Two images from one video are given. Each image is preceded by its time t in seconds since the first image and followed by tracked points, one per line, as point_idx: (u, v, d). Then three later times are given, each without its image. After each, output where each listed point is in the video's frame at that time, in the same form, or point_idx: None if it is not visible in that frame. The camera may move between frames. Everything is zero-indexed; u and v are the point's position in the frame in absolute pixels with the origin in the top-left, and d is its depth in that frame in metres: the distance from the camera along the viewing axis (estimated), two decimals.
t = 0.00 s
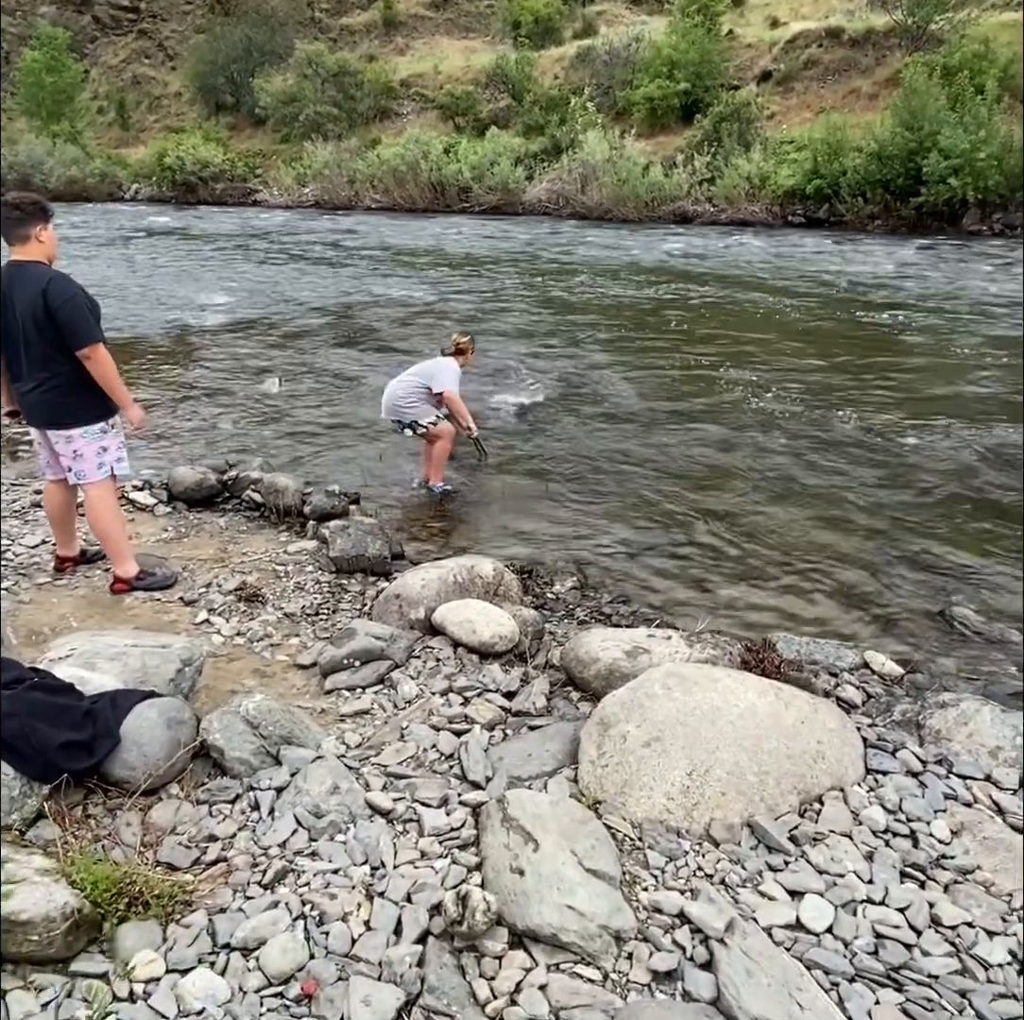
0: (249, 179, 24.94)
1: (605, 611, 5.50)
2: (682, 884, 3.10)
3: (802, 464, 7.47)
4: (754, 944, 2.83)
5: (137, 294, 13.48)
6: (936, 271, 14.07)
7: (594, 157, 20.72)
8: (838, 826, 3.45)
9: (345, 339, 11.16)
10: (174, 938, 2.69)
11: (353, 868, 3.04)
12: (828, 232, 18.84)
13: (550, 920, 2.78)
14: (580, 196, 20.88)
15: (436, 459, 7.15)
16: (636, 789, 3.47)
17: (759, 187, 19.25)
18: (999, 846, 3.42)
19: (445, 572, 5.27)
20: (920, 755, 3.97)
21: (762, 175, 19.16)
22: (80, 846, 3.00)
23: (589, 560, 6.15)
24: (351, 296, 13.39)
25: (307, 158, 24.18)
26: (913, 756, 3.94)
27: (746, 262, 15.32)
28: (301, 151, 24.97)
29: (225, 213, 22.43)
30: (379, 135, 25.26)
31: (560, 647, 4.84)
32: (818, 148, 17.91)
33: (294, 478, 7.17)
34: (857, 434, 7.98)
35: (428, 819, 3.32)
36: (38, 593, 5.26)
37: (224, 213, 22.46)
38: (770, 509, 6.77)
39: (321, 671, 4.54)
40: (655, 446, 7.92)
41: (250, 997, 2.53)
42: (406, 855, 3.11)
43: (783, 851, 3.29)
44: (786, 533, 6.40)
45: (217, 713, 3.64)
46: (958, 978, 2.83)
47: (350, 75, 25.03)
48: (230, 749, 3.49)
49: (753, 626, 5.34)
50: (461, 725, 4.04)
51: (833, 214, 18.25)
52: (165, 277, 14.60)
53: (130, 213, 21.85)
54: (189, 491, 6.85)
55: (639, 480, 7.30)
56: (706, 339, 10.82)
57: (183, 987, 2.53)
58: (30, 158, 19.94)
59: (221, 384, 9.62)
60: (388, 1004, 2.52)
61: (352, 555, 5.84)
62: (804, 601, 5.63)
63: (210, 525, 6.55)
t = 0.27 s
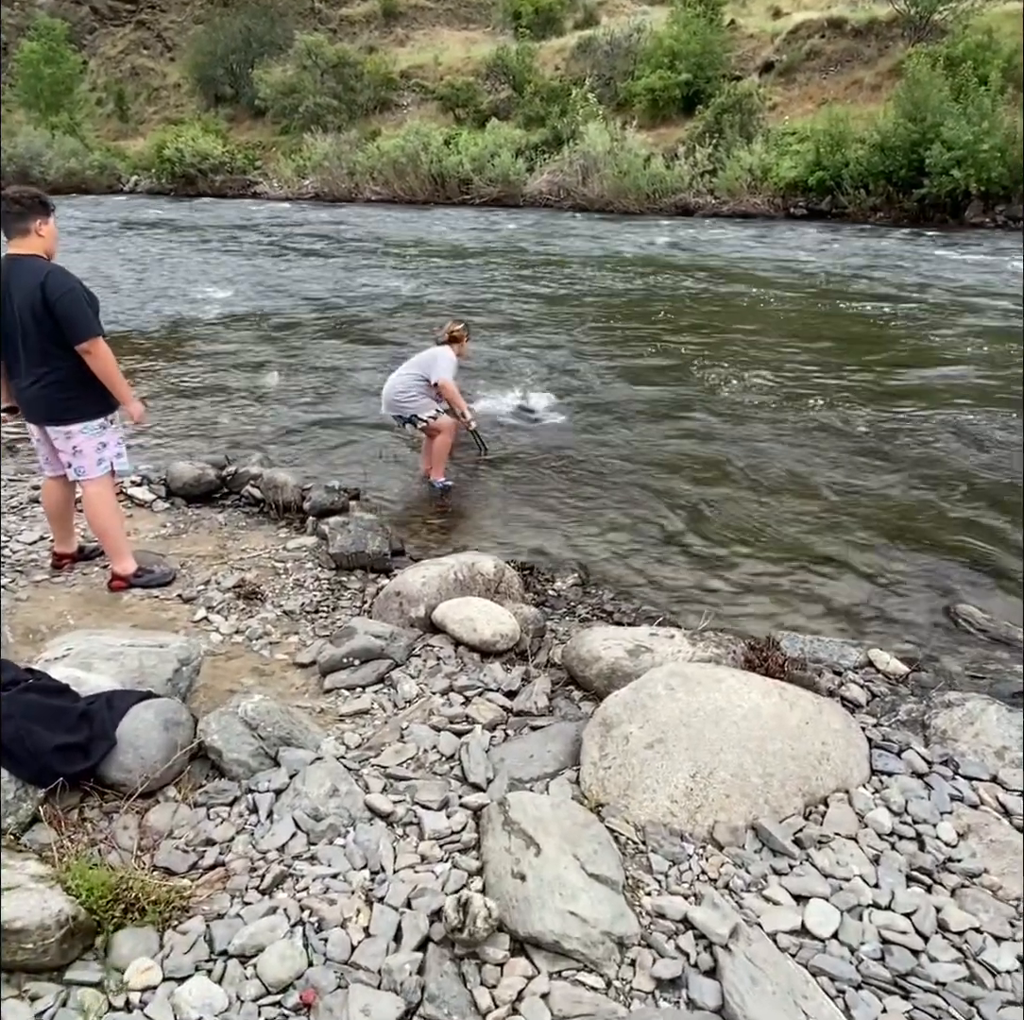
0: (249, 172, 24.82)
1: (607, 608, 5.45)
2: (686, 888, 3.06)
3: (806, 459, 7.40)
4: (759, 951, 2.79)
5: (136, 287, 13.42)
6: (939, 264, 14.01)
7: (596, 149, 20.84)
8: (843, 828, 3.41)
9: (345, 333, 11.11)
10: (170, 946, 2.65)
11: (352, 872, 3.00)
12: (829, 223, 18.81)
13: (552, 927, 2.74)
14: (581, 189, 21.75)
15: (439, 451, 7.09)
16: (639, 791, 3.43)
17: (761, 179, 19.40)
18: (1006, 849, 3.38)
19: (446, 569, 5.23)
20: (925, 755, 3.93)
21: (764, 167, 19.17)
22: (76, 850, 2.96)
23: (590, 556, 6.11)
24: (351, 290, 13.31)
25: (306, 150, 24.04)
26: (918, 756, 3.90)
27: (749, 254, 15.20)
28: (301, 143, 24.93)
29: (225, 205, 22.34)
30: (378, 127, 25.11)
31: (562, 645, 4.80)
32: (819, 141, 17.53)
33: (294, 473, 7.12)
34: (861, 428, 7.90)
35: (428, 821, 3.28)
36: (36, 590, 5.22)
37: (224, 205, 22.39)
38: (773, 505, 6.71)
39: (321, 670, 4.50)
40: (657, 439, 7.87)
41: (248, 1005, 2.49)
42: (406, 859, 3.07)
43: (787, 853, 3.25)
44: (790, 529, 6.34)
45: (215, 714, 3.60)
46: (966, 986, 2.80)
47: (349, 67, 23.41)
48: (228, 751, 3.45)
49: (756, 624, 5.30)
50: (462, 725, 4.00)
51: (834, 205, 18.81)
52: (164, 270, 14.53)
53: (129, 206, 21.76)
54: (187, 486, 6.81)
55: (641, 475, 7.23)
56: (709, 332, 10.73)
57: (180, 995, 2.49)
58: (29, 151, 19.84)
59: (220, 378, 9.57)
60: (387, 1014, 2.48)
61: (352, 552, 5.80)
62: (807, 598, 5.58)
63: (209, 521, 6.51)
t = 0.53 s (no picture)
0: (248, 163, 24.74)
1: (608, 602, 5.42)
2: (687, 885, 3.04)
3: (807, 452, 7.37)
4: (761, 949, 2.77)
5: (135, 279, 13.34)
6: (943, 256, 13.92)
7: (597, 140, 20.15)
8: (846, 824, 3.39)
9: (346, 325, 11.05)
10: (168, 943, 2.63)
11: (351, 869, 2.98)
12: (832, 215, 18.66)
13: (553, 924, 2.72)
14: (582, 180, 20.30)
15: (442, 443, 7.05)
16: (640, 787, 3.40)
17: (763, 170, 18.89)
18: (1010, 846, 3.36)
19: (446, 563, 5.19)
20: (928, 751, 3.90)
21: (766, 159, 18.72)
22: (74, 847, 2.94)
23: (591, 550, 6.08)
24: (351, 281, 13.26)
25: (306, 141, 23.96)
26: (921, 751, 3.88)
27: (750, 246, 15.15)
28: (300, 134, 24.75)
29: (224, 195, 22.28)
30: (378, 118, 24.96)
31: (562, 640, 4.77)
32: (822, 132, 17.70)
33: (293, 466, 7.08)
34: (862, 421, 7.86)
35: (428, 817, 3.25)
36: (34, 583, 5.19)
37: (223, 196, 22.24)
38: (774, 497, 6.68)
39: (320, 665, 4.47)
40: (659, 432, 7.83)
41: (246, 1004, 2.47)
42: (406, 856, 3.05)
43: (789, 850, 3.23)
44: (791, 522, 6.31)
45: (213, 709, 3.57)
46: (970, 985, 2.78)
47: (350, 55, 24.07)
48: (226, 746, 3.42)
49: (758, 618, 5.26)
50: (462, 720, 3.98)
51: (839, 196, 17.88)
52: (163, 262, 14.46)
53: (129, 197, 21.71)
54: (186, 479, 6.77)
55: (643, 469, 7.20)
56: (710, 324, 10.69)
57: (178, 993, 2.47)
58: (27, 142, 19.70)
59: (220, 371, 9.52)
60: (386, 1012, 2.46)
61: (352, 546, 5.77)
62: (809, 592, 5.55)
63: (208, 515, 6.47)
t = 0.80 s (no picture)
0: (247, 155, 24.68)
1: (606, 595, 5.42)
2: (683, 878, 3.03)
3: (806, 445, 7.35)
4: (757, 941, 2.77)
5: (135, 271, 13.32)
6: (943, 247, 13.89)
7: (596, 133, 21.33)
8: (843, 817, 3.38)
9: (345, 318, 11.04)
10: (163, 936, 2.63)
11: (347, 862, 2.97)
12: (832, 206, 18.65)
13: (548, 917, 2.72)
14: (583, 172, 21.64)
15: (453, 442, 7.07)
16: (636, 780, 3.40)
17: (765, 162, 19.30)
18: (1007, 838, 3.35)
19: (444, 556, 5.19)
20: (925, 743, 3.90)
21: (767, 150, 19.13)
22: (69, 840, 2.94)
23: (589, 542, 6.07)
24: (350, 274, 13.23)
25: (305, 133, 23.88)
26: (918, 744, 3.87)
27: (750, 239, 15.11)
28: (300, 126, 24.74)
29: (223, 188, 22.23)
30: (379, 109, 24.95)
31: (559, 633, 4.77)
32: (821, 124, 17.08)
33: (292, 460, 7.07)
34: (862, 412, 7.83)
35: (423, 810, 3.25)
36: (31, 576, 5.18)
37: (223, 188, 22.21)
38: (773, 490, 6.67)
39: (317, 658, 4.47)
40: (658, 424, 7.82)
41: (240, 997, 2.48)
42: (401, 849, 3.05)
43: (785, 843, 3.23)
44: (790, 515, 6.30)
45: (209, 703, 3.57)
46: (965, 977, 2.77)
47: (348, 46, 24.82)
48: (222, 740, 3.42)
49: (755, 611, 5.26)
50: (459, 713, 3.98)
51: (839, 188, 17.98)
52: (162, 255, 14.44)
53: (128, 190, 21.65)
54: (184, 473, 6.77)
55: (641, 461, 7.19)
56: (710, 318, 10.66)
57: (172, 987, 2.47)
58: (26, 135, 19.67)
59: (219, 364, 9.51)
60: (381, 1005, 2.46)
61: (350, 538, 5.76)
62: (807, 585, 5.54)
63: (206, 508, 6.47)
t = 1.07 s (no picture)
0: (245, 146, 24.60)
1: (602, 587, 5.42)
2: (676, 868, 3.04)
3: (804, 436, 7.34)
4: (749, 931, 2.78)
5: (133, 263, 13.29)
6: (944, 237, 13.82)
7: (596, 123, 19.94)
8: (836, 807, 3.40)
9: (343, 310, 11.02)
10: (157, 925, 2.64)
11: (341, 852, 2.98)
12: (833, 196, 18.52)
13: (541, 907, 2.72)
14: (582, 162, 20.46)
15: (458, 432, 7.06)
16: (630, 771, 3.41)
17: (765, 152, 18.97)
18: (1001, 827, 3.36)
19: (440, 548, 5.18)
20: (920, 734, 3.91)
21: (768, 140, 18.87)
22: (64, 830, 2.95)
23: (586, 534, 6.07)
24: (348, 266, 13.19)
25: (303, 123, 23.79)
26: (913, 735, 3.88)
27: (750, 229, 15.05)
28: (298, 117, 24.62)
29: (222, 178, 22.16)
30: (377, 100, 24.77)
31: (555, 624, 4.77)
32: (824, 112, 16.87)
33: (289, 451, 7.06)
34: (861, 404, 7.83)
35: (418, 800, 3.26)
36: (28, 568, 5.17)
37: (220, 180, 22.09)
38: (771, 482, 6.66)
39: (313, 650, 4.47)
40: (655, 416, 7.81)
41: (234, 986, 2.49)
42: (396, 839, 3.06)
43: (778, 833, 3.24)
44: (788, 507, 6.30)
45: (204, 694, 3.57)
46: (957, 966, 2.78)
47: (346, 37, 25.96)
48: (217, 730, 3.43)
49: (750, 603, 5.26)
50: (454, 704, 3.98)
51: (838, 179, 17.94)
52: (160, 246, 14.41)
53: (126, 181, 21.60)
54: (181, 464, 6.77)
55: (638, 452, 7.18)
56: (709, 309, 10.64)
57: (165, 976, 2.48)
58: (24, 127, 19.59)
59: (216, 356, 9.50)
60: (374, 993, 2.47)
61: (346, 530, 5.76)
62: (803, 577, 5.54)
63: (203, 499, 6.46)
